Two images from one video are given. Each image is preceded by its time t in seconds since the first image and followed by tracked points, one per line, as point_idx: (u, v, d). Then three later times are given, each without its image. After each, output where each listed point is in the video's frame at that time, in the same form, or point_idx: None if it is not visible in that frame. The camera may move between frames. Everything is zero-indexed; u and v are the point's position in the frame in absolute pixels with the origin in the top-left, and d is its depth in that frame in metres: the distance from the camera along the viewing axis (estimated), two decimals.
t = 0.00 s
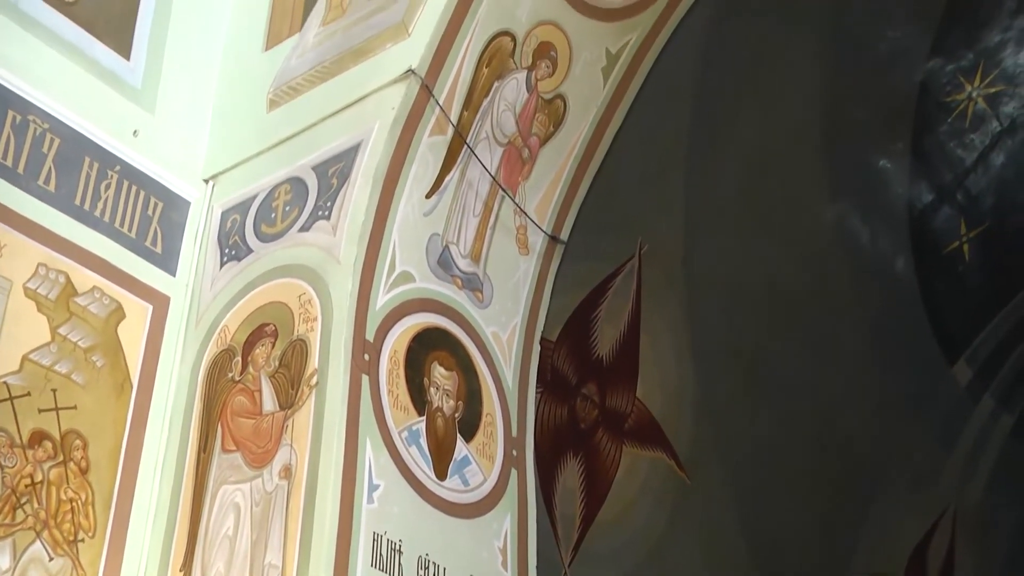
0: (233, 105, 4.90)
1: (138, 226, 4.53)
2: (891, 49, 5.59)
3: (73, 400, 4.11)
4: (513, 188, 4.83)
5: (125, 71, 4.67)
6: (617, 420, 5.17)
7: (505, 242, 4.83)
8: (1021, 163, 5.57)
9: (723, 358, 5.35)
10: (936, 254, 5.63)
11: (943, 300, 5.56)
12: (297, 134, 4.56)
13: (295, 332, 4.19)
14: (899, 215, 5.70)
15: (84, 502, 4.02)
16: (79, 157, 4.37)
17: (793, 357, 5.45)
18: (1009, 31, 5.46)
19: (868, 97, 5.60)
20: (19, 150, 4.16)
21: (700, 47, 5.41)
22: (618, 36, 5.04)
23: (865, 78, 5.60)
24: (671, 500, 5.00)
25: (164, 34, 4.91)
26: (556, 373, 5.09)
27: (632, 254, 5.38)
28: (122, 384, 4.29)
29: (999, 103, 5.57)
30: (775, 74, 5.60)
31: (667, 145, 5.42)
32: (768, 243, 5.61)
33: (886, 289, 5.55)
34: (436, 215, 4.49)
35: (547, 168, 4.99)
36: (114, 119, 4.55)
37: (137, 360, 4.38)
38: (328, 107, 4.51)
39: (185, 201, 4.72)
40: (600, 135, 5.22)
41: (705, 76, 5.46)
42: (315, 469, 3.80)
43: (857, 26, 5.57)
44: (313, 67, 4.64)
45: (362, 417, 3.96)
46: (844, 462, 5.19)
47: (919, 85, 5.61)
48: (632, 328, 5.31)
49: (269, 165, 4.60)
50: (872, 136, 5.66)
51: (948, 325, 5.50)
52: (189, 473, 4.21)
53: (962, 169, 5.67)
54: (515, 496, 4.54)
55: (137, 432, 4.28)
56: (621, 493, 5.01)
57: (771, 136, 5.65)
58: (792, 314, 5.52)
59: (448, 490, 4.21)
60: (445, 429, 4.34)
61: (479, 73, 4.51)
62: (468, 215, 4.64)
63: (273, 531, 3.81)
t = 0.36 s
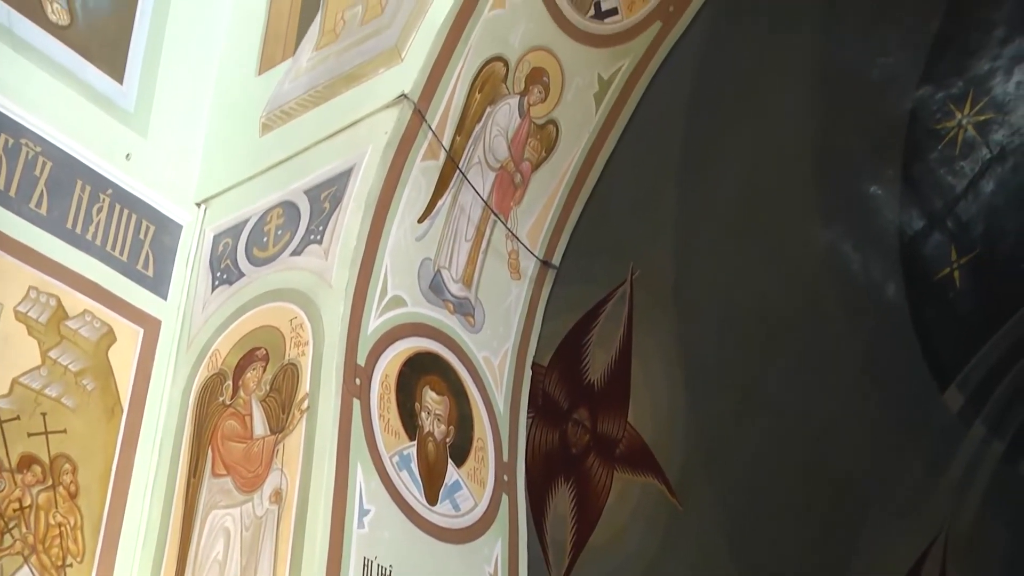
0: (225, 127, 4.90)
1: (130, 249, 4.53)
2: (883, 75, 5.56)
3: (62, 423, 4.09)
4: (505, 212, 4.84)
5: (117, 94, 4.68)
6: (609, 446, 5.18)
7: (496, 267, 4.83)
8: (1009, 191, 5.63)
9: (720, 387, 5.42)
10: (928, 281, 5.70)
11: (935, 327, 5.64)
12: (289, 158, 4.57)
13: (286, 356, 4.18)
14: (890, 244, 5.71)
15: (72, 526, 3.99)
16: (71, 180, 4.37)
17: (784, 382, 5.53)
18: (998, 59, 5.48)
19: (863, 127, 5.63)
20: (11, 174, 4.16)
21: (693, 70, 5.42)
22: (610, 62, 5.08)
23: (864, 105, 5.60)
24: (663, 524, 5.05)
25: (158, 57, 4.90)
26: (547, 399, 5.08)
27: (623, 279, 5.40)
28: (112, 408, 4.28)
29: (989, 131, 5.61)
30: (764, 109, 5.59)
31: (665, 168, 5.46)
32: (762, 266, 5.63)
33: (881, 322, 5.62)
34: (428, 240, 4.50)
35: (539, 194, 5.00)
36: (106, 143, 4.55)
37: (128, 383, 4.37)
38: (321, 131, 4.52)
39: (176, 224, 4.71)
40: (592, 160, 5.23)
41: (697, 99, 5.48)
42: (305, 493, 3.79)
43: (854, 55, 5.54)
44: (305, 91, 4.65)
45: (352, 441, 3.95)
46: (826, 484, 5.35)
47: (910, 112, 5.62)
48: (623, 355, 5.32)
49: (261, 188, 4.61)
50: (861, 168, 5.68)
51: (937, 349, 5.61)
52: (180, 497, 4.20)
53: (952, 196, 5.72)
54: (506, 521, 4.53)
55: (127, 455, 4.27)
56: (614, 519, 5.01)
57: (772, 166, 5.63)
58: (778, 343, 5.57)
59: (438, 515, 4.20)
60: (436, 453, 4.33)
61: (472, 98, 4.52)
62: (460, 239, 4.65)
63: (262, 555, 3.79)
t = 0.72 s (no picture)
0: (218, 151, 4.91)
1: (120, 274, 4.52)
2: (873, 104, 5.85)
3: (52, 448, 4.08)
4: (497, 238, 4.82)
5: (109, 119, 4.68)
6: (600, 472, 5.18)
7: (488, 292, 4.82)
8: (997, 218, 5.95)
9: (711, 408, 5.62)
10: (920, 309, 6.08)
11: (925, 350, 6.03)
12: (282, 183, 4.57)
13: (277, 381, 4.17)
14: (880, 271, 6.09)
15: (60, 552, 3.96)
16: (63, 204, 4.36)
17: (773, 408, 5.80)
18: (987, 88, 5.73)
19: (851, 157, 5.94)
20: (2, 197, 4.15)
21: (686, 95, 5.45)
22: (603, 88, 5.06)
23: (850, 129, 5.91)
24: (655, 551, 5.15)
25: (151, 82, 4.92)
26: (539, 424, 5.01)
27: (615, 305, 5.41)
28: (101, 432, 4.27)
29: (978, 158, 5.89)
30: (758, 125, 5.74)
31: (660, 191, 5.53)
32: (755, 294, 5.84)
33: (869, 343, 5.99)
34: (420, 265, 4.50)
35: (531, 219, 4.98)
36: (98, 167, 4.55)
37: (118, 408, 4.35)
38: (313, 156, 4.52)
39: (168, 249, 4.71)
40: (585, 186, 5.17)
41: (688, 124, 5.53)
42: (296, 518, 3.77)
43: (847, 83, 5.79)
44: (298, 116, 4.66)
45: (343, 467, 3.94)
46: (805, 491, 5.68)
47: (900, 140, 5.94)
48: (614, 380, 5.33)
49: (253, 213, 4.61)
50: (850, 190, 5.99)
51: (925, 371, 6.01)
52: (169, 522, 4.18)
53: (942, 224, 6.04)
54: (497, 547, 4.51)
55: (116, 480, 4.25)
56: (605, 546, 5.04)
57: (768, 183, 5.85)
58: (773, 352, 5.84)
59: (429, 541, 4.18)
60: (427, 479, 4.31)
61: (464, 124, 4.53)
62: (452, 265, 4.64)
63: None
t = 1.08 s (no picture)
0: (211, 174, 4.92)
1: (113, 297, 4.51)
2: (866, 130, 5.90)
3: (42, 472, 4.06)
4: (490, 263, 4.82)
5: (103, 142, 4.68)
6: (592, 497, 5.20)
7: (481, 317, 4.82)
8: (988, 246, 5.98)
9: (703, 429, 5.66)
10: (912, 334, 6.06)
11: (915, 375, 6.01)
12: (275, 207, 4.57)
13: (269, 406, 4.16)
14: (873, 295, 6.08)
15: None
16: (56, 227, 4.36)
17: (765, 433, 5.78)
18: (978, 116, 5.81)
19: (846, 182, 5.94)
20: None
21: (680, 118, 5.46)
22: (596, 114, 5.07)
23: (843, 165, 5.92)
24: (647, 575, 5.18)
25: (145, 105, 4.93)
26: (531, 449, 5.01)
27: (608, 329, 5.42)
28: (92, 456, 4.25)
29: (969, 185, 5.94)
30: (749, 157, 5.78)
31: (652, 218, 5.57)
32: (744, 320, 5.85)
33: (863, 370, 5.96)
34: (413, 289, 4.49)
35: (523, 244, 4.97)
36: (91, 190, 4.55)
37: (109, 432, 4.34)
38: (306, 181, 4.52)
39: (161, 272, 4.71)
40: (576, 213, 5.18)
41: (682, 148, 5.54)
42: (287, 543, 3.76)
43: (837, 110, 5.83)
44: (292, 140, 4.67)
45: (335, 491, 3.92)
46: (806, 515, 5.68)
47: (893, 166, 5.95)
48: (607, 405, 5.35)
49: (246, 237, 4.60)
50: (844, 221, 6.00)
51: (915, 389, 5.98)
52: (160, 547, 4.15)
53: (934, 250, 6.07)
54: (489, 572, 4.50)
55: (107, 504, 4.23)
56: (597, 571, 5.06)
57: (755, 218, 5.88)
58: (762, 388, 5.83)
59: (420, 566, 4.16)
60: (419, 504, 4.30)
61: (458, 148, 4.53)
62: (445, 289, 4.64)
63: None
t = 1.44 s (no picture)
0: (204, 193, 4.92)
1: (105, 317, 4.50)
2: (858, 152, 5.94)
3: (33, 492, 4.05)
4: (483, 284, 4.82)
5: (97, 162, 4.68)
6: (585, 519, 5.19)
7: (474, 338, 4.81)
8: (980, 269, 6.13)
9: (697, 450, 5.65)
10: (906, 358, 6.21)
11: (908, 399, 6.18)
12: (268, 227, 4.57)
13: (261, 427, 4.15)
14: (867, 319, 6.17)
15: None
16: (49, 247, 4.35)
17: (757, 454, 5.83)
18: (969, 139, 5.86)
19: (838, 204, 6.00)
20: None
21: (675, 139, 5.46)
22: (589, 136, 5.08)
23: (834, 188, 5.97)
24: None
25: (139, 126, 4.93)
26: (524, 470, 5.00)
27: (600, 351, 5.42)
28: (83, 477, 4.24)
29: (961, 209, 6.03)
30: (743, 178, 5.77)
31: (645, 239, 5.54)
32: (739, 343, 5.87)
33: (856, 394, 6.08)
34: (406, 310, 4.49)
35: (516, 266, 4.97)
36: (84, 210, 4.55)
37: (100, 452, 4.32)
38: (300, 201, 4.52)
39: (153, 293, 4.70)
40: (570, 235, 5.18)
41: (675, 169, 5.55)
42: (279, 566, 3.75)
43: (830, 135, 5.86)
44: (286, 160, 4.68)
45: (326, 513, 3.91)
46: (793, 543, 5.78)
47: (885, 190, 6.03)
48: (600, 426, 5.34)
49: (239, 257, 4.60)
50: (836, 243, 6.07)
51: (909, 415, 6.16)
52: (151, 568, 4.14)
53: (927, 273, 6.18)
54: None
55: (97, 525, 4.20)
56: None
57: (744, 241, 5.87)
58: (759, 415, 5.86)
59: None
60: (410, 526, 4.29)
61: (451, 170, 4.54)
62: (437, 310, 4.64)
63: None
